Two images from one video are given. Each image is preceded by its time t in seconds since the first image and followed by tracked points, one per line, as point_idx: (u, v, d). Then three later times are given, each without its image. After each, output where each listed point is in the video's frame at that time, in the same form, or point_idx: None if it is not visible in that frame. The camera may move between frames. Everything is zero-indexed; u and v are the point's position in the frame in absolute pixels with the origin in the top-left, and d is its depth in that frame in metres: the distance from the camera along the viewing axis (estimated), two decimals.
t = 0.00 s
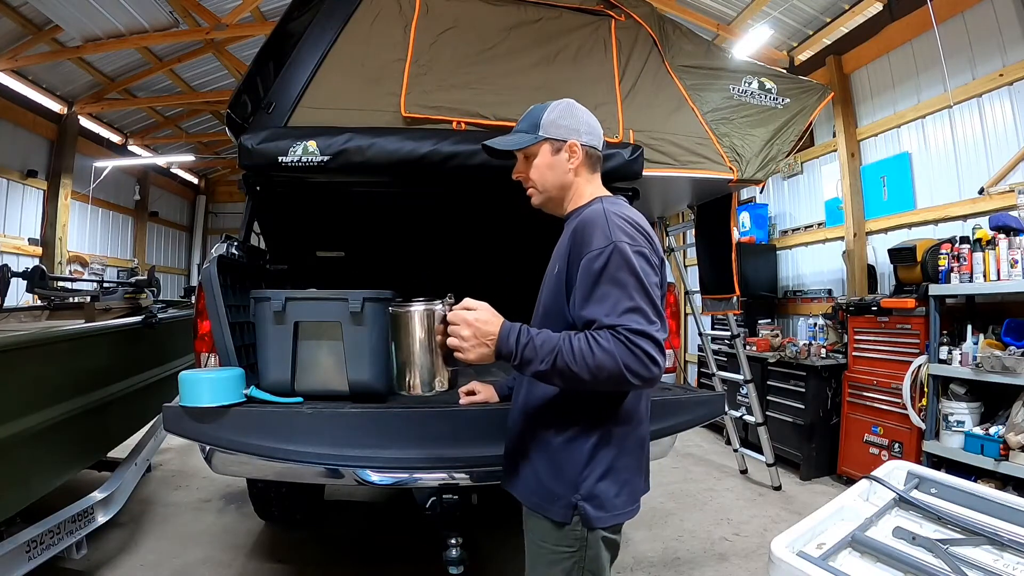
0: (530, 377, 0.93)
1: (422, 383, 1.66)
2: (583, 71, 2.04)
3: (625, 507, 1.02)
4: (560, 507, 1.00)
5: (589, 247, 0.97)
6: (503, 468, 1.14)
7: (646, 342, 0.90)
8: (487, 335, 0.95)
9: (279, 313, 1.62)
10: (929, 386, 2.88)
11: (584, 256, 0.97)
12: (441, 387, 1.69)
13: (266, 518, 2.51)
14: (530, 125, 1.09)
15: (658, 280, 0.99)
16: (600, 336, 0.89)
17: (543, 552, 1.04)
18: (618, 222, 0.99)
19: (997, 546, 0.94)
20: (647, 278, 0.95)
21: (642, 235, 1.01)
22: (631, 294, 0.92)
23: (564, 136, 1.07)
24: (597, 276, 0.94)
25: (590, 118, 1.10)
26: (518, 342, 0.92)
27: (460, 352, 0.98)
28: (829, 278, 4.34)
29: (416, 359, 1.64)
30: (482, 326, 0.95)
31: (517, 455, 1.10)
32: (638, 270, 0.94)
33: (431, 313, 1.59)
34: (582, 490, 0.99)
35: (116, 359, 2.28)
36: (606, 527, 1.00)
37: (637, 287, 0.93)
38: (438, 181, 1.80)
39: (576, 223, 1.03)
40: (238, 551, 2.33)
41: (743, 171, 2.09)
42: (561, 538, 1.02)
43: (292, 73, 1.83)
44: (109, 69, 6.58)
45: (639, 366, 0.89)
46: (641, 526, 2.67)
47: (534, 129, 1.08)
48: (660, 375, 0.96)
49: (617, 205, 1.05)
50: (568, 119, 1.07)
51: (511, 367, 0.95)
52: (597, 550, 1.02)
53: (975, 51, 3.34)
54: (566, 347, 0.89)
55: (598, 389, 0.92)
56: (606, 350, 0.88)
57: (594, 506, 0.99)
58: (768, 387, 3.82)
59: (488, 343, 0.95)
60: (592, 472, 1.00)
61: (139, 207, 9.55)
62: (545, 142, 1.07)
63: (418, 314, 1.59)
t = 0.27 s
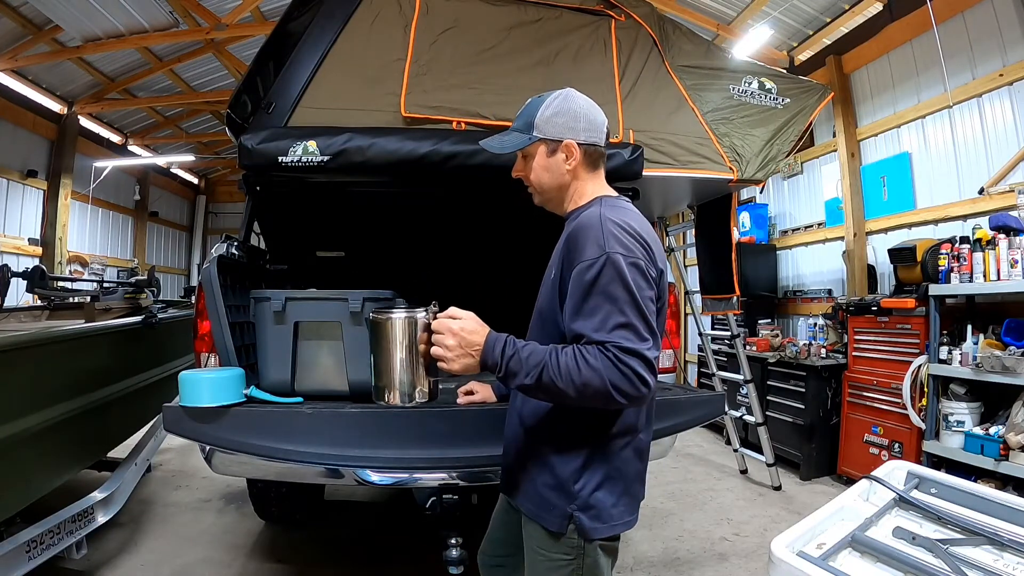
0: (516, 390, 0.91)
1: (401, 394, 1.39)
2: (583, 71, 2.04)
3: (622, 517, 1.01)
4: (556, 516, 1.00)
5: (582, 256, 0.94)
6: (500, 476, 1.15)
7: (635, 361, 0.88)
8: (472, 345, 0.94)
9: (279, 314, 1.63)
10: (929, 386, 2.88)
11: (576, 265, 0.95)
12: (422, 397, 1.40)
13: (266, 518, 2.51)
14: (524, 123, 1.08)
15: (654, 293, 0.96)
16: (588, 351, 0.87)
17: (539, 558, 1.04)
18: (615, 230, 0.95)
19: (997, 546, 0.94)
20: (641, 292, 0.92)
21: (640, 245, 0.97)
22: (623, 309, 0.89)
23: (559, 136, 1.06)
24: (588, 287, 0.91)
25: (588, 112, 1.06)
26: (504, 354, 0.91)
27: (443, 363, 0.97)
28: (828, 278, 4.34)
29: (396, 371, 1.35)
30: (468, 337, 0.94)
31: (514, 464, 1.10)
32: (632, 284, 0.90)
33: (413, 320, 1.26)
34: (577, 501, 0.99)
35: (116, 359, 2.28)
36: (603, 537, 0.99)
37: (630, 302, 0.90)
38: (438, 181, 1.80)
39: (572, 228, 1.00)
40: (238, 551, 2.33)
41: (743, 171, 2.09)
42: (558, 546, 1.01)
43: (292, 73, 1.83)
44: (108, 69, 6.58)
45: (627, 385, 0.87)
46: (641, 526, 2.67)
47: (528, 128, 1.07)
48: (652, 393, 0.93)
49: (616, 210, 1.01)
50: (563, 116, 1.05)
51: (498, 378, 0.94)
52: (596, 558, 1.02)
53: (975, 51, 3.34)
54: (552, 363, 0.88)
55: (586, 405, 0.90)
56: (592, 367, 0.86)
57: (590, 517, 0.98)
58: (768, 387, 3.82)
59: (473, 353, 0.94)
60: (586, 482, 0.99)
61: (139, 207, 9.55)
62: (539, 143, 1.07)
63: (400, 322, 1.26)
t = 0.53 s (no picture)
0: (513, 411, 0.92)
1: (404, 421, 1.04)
2: (583, 71, 2.04)
3: (614, 517, 1.00)
4: (547, 516, 1.00)
5: (577, 262, 0.93)
6: (493, 476, 1.15)
7: (630, 368, 0.88)
8: (466, 373, 0.93)
9: (279, 314, 1.63)
10: (929, 386, 2.88)
11: (571, 271, 0.94)
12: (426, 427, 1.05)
13: (266, 518, 2.51)
14: (528, 119, 1.06)
15: (649, 296, 0.96)
16: (581, 362, 0.88)
17: (532, 558, 1.04)
18: (610, 234, 0.94)
19: (997, 546, 0.94)
20: (636, 297, 0.92)
21: (634, 247, 0.96)
22: (618, 316, 0.89)
23: (564, 132, 1.06)
24: (582, 294, 0.91)
25: (588, 107, 1.08)
26: (497, 378, 0.91)
27: (437, 391, 0.95)
28: (829, 278, 4.33)
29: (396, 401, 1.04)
30: (461, 366, 0.93)
31: (507, 464, 1.11)
32: (626, 289, 0.90)
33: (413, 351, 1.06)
34: (568, 500, 0.99)
35: (116, 359, 2.28)
36: (595, 537, 0.99)
37: (624, 308, 0.90)
38: (438, 181, 1.80)
39: (567, 232, 0.99)
40: (238, 551, 2.33)
41: (743, 171, 2.09)
42: (549, 546, 1.01)
43: (292, 73, 1.83)
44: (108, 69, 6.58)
45: (622, 393, 0.87)
46: (641, 526, 2.67)
47: (532, 124, 1.06)
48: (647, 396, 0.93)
49: (611, 211, 1.00)
50: (567, 112, 1.06)
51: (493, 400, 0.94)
52: (588, 556, 1.01)
53: (975, 51, 3.34)
54: (546, 382, 0.88)
55: (581, 415, 0.91)
56: (587, 380, 0.86)
57: (581, 517, 0.98)
58: (768, 387, 3.82)
59: (467, 380, 0.93)
60: (577, 481, 0.99)
61: (139, 207, 9.55)
62: (545, 139, 1.06)
63: (399, 353, 1.05)
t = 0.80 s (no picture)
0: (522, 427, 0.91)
1: (411, 457, 1.02)
2: (583, 71, 2.04)
3: (611, 516, 1.00)
4: (542, 515, 1.00)
5: (569, 267, 0.93)
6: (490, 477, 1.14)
7: (633, 366, 0.88)
8: (470, 409, 0.94)
9: (279, 313, 1.63)
10: (929, 386, 2.88)
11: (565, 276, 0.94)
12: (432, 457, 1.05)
13: (266, 518, 2.51)
14: (516, 125, 1.04)
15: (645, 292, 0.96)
16: (583, 369, 0.87)
17: (528, 557, 1.04)
18: (600, 235, 0.95)
19: (997, 546, 0.94)
20: (632, 295, 0.91)
21: (625, 245, 0.96)
22: (615, 316, 0.89)
23: (552, 136, 1.05)
24: (578, 298, 0.91)
25: (572, 112, 1.09)
26: (502, 404, 0.91)
27: (443, 429, 0.97)
28: (829, 278, 4.33)
29: (402, 440, 1.00)
30: (464, 403, 0.93)
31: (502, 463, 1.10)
32: (621, 289, 0.90)
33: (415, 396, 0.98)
34: (564, 499, 0.99)
35: (116, 359, 2.28)
36: (591, 535, 0.99)
37: (621, 307, 0.90)
38: (438, 181, 1.80)
39: (558, 236, 0.99)
40: (238, 551, 2.33)
41: (743, 171, 2.09)
42: (545, 544, 1.01)
43: (292, 73, 1.83)
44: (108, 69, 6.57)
45: (627, 393, 0.87)
46: (641, 526, 2.67)
47: (521, 130, 1.04)
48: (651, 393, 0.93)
49: (599, 212, 1.01)
50: (555, 116, 1.05)
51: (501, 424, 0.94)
52: (584, 555, 1.00)
53: (975, 51, 3.34)
54: (551, 395, 0.88)
55: (589, 419, 0.90)
56: (590, 386, 0.86)
57: (577, 515, 0.98)
58: (768, 387, 3.82)
59: (472, 417, 0.95)
60: (572, 479, 0.99)
61: (139, 207, 9.55)
62: (534, 145, 1.05)
63: (399, 400, 0.97)
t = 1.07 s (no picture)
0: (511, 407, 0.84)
1: (379, 419, 0.91)
2: (583, 71, 2.04)
3: (613, 514, 1.00)
4: (545, 516, 1.00)
5: (566, 261, 0.92)
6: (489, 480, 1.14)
7: (628, 359, 0.86)
8: (458, 371, 0.83)
9: (279, 314, 1.63)
10: (929, 386, 2.88)
11: (561, 271, 0.93)
12: (403, 425, 0.92)
13: (266, 518, 2.51)
14: (511, 127, 1.04)
15: (637, 293, 0.96)
16: (581, 353, 0.84)
17: (531, 558, 1.03)
18: (596, 233, 0.95)
19: (997, 546, 0.94)
20: (626, 293, 0.91)
21: (620, 246, 0.96)
22: (611, 310, 0.88)
23: (547, 138, 1.06)
24: (574, 290, 0.89)
25: (562, 114, 1.10)
26: (495, 374, 0.82)
27: (425, 390, 0.86)
28: (829, 278, 4.33)
29: (372, 395, 0.89)
30: (454, 364, 0.82)
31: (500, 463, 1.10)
32: (617, 285, 0.89)
33: (395, 344, 0.89)
34: (567, 499, 0.99)
35: (116, 359, 2.28)
36: (595, 534, 0.99)
37: (616, 302, 0.89)
38: (438, 181, 1.79)
39: (553, 234, 0.99)
40: (238, 551, 2.33)
41: (743, 171, 2.09)
42: (549, 545, 1.01)
43: (292, 73, 1.83)
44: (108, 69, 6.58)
45: (622, 386, 0.85)
46: (641, 526, 2.67)
47: (516, 132, 1.04)
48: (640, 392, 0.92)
49: (594, 211, 1.01)
50: (548, 118, 1.06)
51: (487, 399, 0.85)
52: (587, 555, 1.01)
53: (975, 51, 3.34)
54: (547, 373, 0.82)
55: (582, 410, 0.86)
56: (589, 370, 0.82)
57: (581, 515, 0.98)
58: (768, 387, 3.82)
59: (460, 380, 0.83)
60: (576, 480, 0.99)
61: (139, 207, 9.55)
62: (529, 146, 1.04)
63: (377, 345, 0.88)
